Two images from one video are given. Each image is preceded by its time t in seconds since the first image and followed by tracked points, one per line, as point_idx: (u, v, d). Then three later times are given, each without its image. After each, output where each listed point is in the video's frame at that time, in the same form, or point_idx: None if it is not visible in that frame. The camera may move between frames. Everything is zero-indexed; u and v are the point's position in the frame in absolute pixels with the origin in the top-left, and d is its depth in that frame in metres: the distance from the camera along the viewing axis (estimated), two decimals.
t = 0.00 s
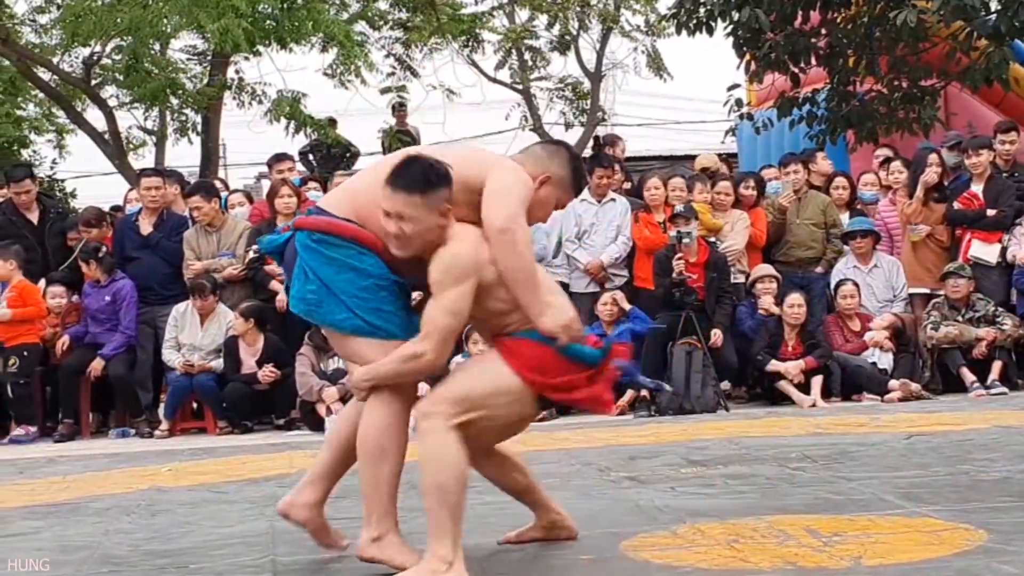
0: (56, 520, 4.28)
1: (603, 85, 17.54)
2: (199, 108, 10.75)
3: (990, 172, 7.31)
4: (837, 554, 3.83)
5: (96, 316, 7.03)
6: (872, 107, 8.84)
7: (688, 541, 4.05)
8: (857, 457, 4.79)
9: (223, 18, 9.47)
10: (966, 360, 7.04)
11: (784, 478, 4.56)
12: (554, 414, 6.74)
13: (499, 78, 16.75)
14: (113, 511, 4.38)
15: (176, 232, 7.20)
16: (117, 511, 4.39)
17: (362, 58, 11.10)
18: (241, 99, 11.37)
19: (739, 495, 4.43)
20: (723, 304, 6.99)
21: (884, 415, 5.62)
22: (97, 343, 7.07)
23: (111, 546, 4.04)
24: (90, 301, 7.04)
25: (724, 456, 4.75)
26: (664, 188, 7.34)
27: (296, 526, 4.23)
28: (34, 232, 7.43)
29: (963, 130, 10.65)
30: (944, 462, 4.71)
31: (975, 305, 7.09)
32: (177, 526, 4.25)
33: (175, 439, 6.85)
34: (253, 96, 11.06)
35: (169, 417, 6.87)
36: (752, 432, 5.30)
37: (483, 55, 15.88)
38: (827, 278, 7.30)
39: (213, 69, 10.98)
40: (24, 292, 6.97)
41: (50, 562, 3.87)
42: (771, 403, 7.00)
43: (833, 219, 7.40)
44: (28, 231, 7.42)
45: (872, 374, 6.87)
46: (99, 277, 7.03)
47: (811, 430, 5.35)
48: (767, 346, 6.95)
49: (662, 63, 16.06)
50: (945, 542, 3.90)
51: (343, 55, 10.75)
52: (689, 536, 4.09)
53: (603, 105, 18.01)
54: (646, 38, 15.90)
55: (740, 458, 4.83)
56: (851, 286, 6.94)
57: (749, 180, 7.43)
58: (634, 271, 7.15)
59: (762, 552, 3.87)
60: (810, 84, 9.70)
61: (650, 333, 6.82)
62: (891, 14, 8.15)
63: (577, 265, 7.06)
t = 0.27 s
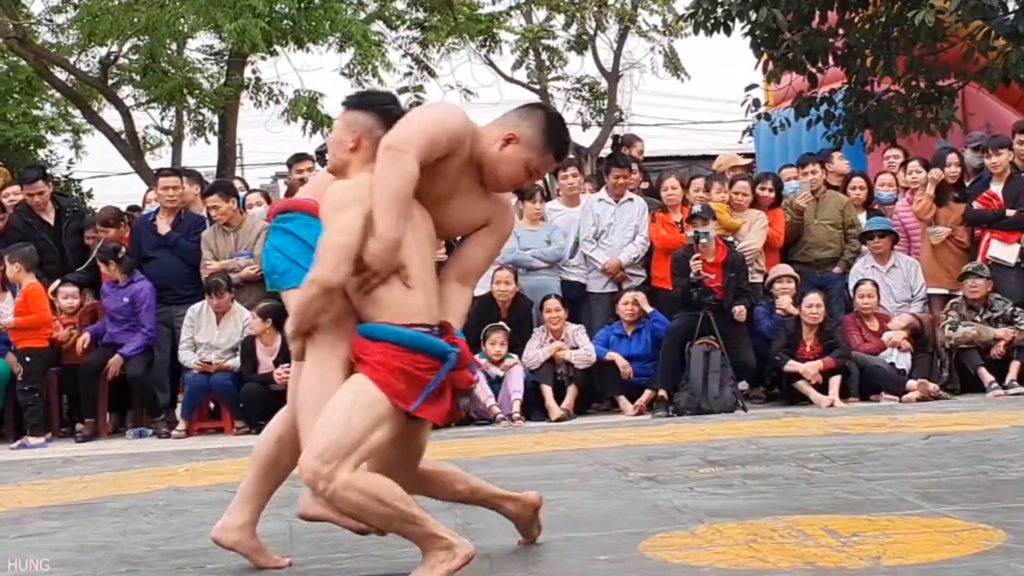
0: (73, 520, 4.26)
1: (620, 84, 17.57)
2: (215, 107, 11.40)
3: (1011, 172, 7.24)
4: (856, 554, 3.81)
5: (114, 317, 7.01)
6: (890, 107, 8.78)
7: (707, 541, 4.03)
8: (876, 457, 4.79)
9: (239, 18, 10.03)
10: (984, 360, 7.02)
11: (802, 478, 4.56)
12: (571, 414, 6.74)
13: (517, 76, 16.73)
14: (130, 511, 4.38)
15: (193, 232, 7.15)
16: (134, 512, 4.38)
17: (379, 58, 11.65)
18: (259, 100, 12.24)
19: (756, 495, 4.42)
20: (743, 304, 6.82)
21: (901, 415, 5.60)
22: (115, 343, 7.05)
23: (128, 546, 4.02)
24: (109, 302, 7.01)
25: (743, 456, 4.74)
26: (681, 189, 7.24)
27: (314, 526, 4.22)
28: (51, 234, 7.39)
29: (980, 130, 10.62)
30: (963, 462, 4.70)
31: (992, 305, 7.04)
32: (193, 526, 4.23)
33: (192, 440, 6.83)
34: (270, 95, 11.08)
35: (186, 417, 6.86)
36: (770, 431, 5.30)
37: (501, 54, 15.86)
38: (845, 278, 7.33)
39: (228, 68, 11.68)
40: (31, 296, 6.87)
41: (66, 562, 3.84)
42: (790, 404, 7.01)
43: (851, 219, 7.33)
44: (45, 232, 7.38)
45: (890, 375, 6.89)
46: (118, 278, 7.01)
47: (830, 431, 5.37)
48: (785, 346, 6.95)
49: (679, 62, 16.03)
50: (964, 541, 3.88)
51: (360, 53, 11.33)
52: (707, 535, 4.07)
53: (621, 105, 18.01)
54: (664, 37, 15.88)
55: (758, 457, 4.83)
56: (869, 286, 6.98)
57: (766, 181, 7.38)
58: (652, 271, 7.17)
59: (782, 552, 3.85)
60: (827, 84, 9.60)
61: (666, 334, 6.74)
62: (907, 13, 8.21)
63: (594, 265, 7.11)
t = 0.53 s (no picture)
0: (94, 520, 4.26)
1: (641, 84, 17.42)
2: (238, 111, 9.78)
3: None
4: (879, 554, 3.80)
5: (138, 316, 6.79)
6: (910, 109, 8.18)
7: (729, 541, 4.03)
8: (898, 457, 4.78)
9: (260, 18, 8.40)
10: (1006, 360, 7.03)
11: (825, 477, 4.55)
12: (591, 414, 6.72)
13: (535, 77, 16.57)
14: (152, 512, 4.36)
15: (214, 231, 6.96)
16: (156, 512, 4.37)
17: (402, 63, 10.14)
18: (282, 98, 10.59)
19: (779, 496, 4.41)
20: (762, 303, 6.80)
21: (925, 416, 5.58)
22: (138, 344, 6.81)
23: (150, 546, 4.01)
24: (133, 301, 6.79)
25: (765, 456, 4.73)
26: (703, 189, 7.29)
27: (337, 525, 4.22)
28: (74, 233, 7.29)
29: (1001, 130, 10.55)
30: (985, 462, 4.69)
31: (1015, 304, 7.02)
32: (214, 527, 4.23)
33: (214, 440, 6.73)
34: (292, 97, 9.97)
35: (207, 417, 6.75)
36: (793, 432, 5.30)
37: (520, 54, 15.71)
38: (867, 278, 7.31)
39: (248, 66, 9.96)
40: (49, 293, 6.67)
41: (87, 562, 3.83)
42: (812, 404, 6.99)
43: (873, 219, 7.35)
44: (68, 232, 7.27)
45: (913, 375, 6.89)
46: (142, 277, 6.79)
47: (853, 432, 5.37)
48: (807, 346, 6.90)
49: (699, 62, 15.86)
50: (988, 542, 3.87)
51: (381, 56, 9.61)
52: (730, 535, 4.07)
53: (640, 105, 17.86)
54: (683, 37, 15.72)
55: (780, 457, 4.82)
56: (893, 285, 6.94)
57: (789, 183, 7.34)
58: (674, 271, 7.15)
59: (805, 552, 3.84)
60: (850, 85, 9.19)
61: (687, 334, 6.73)
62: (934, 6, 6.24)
63: (616, 265, 7.10)
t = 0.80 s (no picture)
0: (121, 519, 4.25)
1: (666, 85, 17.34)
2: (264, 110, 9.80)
3: None
4: (907, 554, 3.77)
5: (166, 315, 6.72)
6: (936, 107, 8.34)
7: (756, 541, 4.01)
8: (925, 456, 4.78)
9: (285, 18, 8.43)
10: None
11: (852, 477, 4.54)
12: (617, 415, 6.71)
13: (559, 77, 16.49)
14: (178, 511, 4.35)
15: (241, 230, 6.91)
16: (181, 512, 4.35)
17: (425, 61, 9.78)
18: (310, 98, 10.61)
19: (806, 495, 4.39)
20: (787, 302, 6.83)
21: (953, 416, 5.55)
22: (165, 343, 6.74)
23: (176, 545, 3.99)
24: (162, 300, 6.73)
25: (792, 456, 4.73)
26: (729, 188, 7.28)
27: (364, 525, 4.20)
28: (101, 233, 7.29)
29: None
30: (1013, 462, 4.68)
31: None
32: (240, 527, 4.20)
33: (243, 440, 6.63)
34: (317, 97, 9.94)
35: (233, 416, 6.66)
36: (820, 431, 5.32)
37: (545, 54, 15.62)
38: (894, 278, 7.30)
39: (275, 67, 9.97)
40: (77, 292, 6.64)
41: (112, 561, 3.81)
42: (837, 404, 6.98)
43: (898, 219, 7.35)
44: (95, 232, 7.27)
45: (939, 375, 6.85)
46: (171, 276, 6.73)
47: (879, 431, 5.39)
48: (834, 345, 6.91)
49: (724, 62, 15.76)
50: (1017, 541, 3.85)
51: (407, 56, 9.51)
52: (758, 535, 4.05)
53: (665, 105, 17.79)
54: (709, 37, 15.61)
55: (807, 457, 4.82)
56: (920, 286, 6.94)
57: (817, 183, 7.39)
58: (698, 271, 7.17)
59: (833, 552, 3.81)
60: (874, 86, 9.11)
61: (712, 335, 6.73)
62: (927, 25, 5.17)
63: (641, 264, 7.13)
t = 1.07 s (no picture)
0: (149, 520, 4.23)
1: (693, 85, 17.40)
2: (289, 108, 10.33)
3: None
4: (937, 555, 3.70)
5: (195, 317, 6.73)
6: (964, 106, 8.35)
7: (787, 542, 3.95)
8: (954, 457, 4.80)
9: (312, 18, 8.80)
10: None
11: (881, 478, 4.54)
12: (646, 415, 6.77)
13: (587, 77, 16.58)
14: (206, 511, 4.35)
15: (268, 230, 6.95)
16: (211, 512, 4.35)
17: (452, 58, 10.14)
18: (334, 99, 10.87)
19: (836, 495, 4.37)
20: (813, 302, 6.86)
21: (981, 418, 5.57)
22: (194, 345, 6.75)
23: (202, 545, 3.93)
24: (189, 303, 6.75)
25: (821, 456, 4.75)
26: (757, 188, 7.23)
27: (394, 525, 4.16)
28: (128, 232, 7.20)
29: None
30: None
31: None
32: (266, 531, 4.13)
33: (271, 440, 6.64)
34: (344, 97, 10.45)
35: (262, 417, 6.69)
36: (848, 432, 5.40)
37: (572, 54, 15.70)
38: (921, 278, 7.34)
39: (301, 67, 10.60)
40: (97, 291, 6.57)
41: (141, 562, 3.75)
42: (864, 404, 7.04)
43: (927, 220, 7.31)
44: (122, 231, 7.19)
45: (968, 375, 6.86)
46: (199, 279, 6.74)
47: (908, 430, 5.46)
48: (863, 345, 6.97)
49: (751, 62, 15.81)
50: None
51: (434, 55, 9.86)
52: (787, 535, 3.99)
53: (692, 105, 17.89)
54: (736, 38, 15.67)
55: (836, 458, 4.85)
56: (950, 286, 6.94)
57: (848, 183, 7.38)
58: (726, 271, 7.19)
59: (863, 552, 3.74)
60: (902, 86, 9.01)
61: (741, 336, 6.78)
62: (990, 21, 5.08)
63: (668, 264, 7.16)
